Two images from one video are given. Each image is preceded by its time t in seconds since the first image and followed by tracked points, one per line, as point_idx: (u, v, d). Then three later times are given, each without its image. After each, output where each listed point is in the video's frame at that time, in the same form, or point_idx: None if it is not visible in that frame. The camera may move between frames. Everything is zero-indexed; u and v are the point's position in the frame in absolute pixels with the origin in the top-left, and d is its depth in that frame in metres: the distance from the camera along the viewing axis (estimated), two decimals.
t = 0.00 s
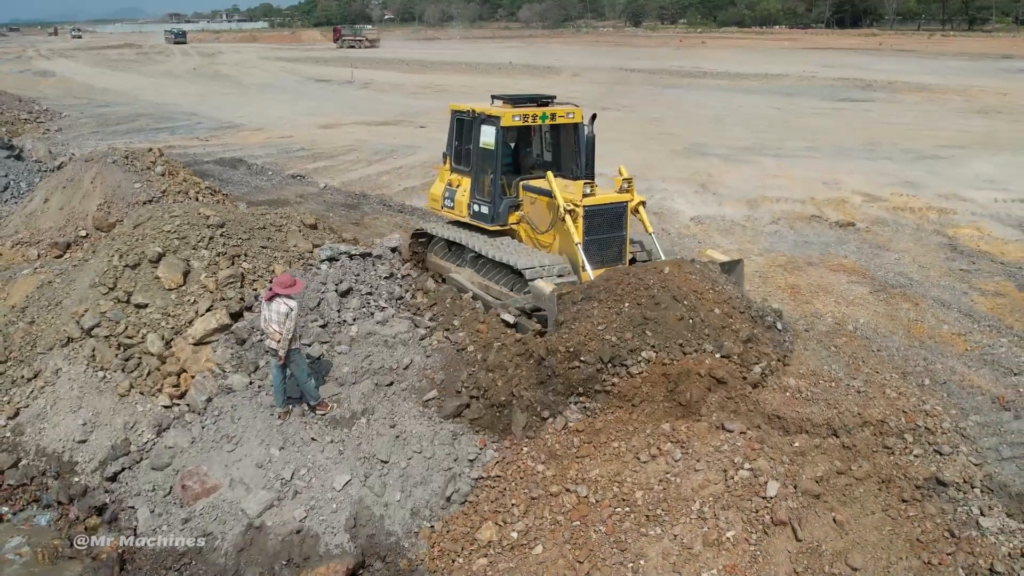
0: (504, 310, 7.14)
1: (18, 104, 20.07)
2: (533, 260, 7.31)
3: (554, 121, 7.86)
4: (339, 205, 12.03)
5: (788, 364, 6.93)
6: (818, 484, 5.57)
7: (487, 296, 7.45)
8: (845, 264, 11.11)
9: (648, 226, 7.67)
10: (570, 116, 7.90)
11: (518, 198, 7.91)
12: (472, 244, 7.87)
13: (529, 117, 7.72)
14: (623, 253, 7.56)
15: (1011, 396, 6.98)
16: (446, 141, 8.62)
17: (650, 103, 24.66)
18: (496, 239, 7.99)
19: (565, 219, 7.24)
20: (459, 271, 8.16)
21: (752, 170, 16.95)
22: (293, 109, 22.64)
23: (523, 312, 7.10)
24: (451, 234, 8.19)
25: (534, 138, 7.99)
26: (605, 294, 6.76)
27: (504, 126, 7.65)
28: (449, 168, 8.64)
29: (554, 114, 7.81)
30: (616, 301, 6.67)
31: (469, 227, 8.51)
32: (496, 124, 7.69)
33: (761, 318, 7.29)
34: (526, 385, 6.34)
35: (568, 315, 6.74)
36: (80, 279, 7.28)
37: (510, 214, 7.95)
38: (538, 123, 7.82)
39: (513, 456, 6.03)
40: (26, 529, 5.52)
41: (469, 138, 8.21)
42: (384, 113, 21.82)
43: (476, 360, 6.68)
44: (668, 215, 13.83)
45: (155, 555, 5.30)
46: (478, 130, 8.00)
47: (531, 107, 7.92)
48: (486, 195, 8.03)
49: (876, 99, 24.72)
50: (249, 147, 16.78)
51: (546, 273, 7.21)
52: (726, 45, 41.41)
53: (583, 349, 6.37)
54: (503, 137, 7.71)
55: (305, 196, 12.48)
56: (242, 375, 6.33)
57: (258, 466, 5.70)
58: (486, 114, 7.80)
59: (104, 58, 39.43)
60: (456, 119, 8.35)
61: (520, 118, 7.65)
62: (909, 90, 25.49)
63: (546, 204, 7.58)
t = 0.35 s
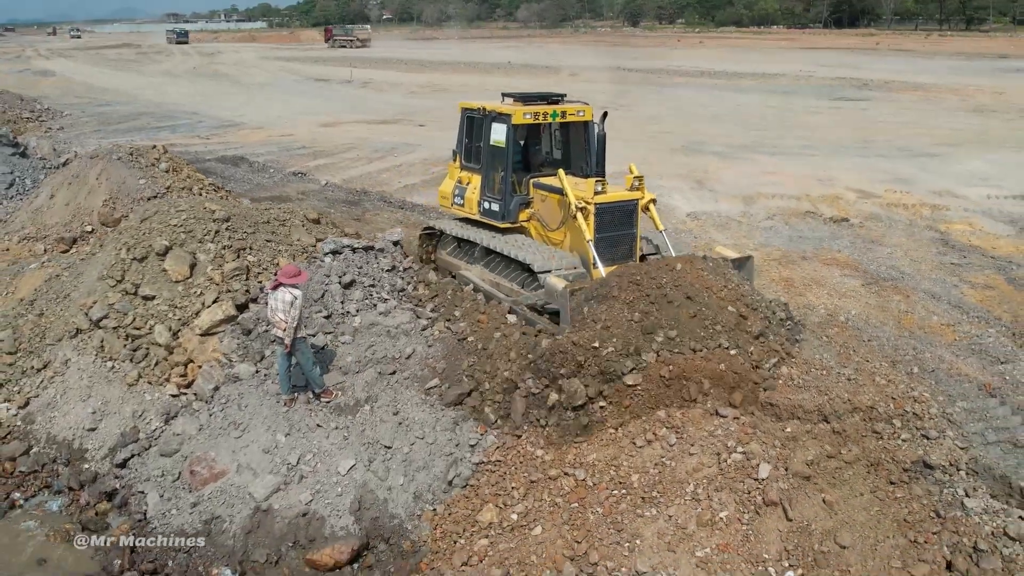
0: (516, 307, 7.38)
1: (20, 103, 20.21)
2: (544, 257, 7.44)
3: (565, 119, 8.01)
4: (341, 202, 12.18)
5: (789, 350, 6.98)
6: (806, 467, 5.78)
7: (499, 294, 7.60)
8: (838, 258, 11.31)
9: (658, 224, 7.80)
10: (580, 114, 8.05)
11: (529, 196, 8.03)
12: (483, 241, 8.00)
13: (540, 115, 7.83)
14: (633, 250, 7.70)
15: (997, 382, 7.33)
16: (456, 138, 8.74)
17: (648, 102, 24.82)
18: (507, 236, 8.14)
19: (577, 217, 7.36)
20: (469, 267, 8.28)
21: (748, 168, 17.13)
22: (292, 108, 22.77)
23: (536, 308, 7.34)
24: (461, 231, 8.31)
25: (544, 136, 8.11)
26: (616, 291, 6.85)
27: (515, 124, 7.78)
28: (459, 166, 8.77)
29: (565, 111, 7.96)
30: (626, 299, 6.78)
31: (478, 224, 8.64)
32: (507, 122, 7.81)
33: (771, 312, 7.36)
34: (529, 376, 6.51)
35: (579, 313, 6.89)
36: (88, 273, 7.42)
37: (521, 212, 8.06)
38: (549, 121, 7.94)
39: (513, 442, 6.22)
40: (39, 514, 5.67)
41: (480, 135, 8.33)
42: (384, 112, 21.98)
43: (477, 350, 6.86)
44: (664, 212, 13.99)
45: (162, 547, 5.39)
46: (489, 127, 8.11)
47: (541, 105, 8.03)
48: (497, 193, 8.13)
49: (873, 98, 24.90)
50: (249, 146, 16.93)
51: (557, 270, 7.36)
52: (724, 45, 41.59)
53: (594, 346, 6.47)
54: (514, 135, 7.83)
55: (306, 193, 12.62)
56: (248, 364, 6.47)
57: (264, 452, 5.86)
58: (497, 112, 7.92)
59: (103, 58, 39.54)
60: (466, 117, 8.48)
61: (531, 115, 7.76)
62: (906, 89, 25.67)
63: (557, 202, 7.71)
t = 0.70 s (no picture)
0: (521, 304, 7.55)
1: (13, 103, 20.26)
2: (548, 254, 7.61)
3: (569, 117, 8.21)
4: (336, 198, 12.34)
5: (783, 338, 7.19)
6: (787, 449, 6.07)
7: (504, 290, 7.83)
8: (822, 252, 11.66)
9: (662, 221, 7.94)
10: (584, 112, 8.26)
11: (532, 193, 8.23)
12: (488, 238, 8.21)
13: (544, 113, 8.03)
14: (637, 247, 7.84)
15: (974, 368, 7.89)
16: (460, 135, 8.94)
17: (639, 100, 25.05)
18: (511, 233, 8.32)
19: (581, 214, 7.52)
20: (475, 265, 8.55)
21: (737, 165, 17.39)
22: (286, 107, 22.90)
23: (542, 305, 7.48)
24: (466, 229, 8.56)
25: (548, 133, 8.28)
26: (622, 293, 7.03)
27: (519, 122, 7.95)
28: (464, 164, 8.97)
29: (569, 109, 8.17)
30: (627, 298, 6.98)
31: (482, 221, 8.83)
32: (511, 120, 7.98)
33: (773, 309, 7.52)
34: (525, 363, 6.69)
35: (585, 311, 7.10)
36: (89, 266, 7.57)
37: (525, 209, 8.25)
38: (552, 119, 8.14)
39: (508, 427, 6.43)
40: (44, 500, 5.81)
41: (484, 133, 8.52)
42: (376, 111, 22.13)
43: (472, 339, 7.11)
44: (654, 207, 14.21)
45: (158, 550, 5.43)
46: (494, 125, 8.30)
47: (545, 103, 8.23)
48: (501, 190, 8.31)
49: (861, 96, 25.22)
50: (244, 144, 17.06)
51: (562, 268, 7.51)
52: (715, 45, 41.88)
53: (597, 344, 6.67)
54: (519, 133, 7.98)
55: (302, 190, 12.78)
56: (248, 354, 6.64)
57: (265, 437, 6.02)
58: (501, 110, 8.10)
59: (94, 57, 39.53)
60: (471, 115, 8.68)
61: (535, 113, 7.95)
62: (894, 88, 26.01)
63: (561, 199, 7.86)
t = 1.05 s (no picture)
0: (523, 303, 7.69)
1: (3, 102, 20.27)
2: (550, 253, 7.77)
3: (570, 115, 8.40)
4: (328, 195, 12.51)
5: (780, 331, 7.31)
6: (766, 431, 6.39)
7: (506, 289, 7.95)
8: (805, 245, 12.02)
9: (664, 219, 8.07)
10: (585, 111, 8.44)
11: (534, 191, 8.37)
12: (490, 237, 8.32)
13: (545, 112, 8.21)
14: (639, 245, 7.99)
15: (948, 354, 8.51)
16: (462, 134, 9.14)
17: (627, 99, 25.32)
18: (511, 231, 8.50)
19: (584, 212, 7.65)
20: (476, 263, 8.66)
21: (723, 162, 17.68)
22: (275, 106, 23.01)
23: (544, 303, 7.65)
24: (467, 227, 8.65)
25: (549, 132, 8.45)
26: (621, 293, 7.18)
27: (521, 120, 8.12)
28: (465, 161, 9.16)
29: (570, 108, 8.37)
30: (626, 299, 7.11)
31: (484, 218, 9.03)
32: (513, 118, 8.15)
33: (773, 308, 7.62)
34: (515, 352, 7.00)
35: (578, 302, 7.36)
36: (88, 261, 7.72)
37: (527, 207, 8.40)
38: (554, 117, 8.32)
39: (500, 412, 6.68)
40: (48, 487, 5.96)
41: (486, 131, 8.71)
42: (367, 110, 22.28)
43: (464, 328, 7.39)
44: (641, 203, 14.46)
45: (160, 549, 5.48)
46: (496, 124, 8.49)
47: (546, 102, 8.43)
48: (503, 189, 8.51)
49: (846, 95, 25.59)
50: (235, 143, 17.18)
51: (563, 265, 7.74)
52: (703, 44, 42.23)
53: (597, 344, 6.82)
54: (520, 131, 8.15)
55: (294, 187, 12.94)
56: (246, 344, 6.83)
57: (264, 424, 6.23)
58: (503, 109, 8.27)
59: (82, 57, 39.45)
60: (472, 113, 8.85)
61: (537, 112, 8.14)
62: (879, 87, 26.39)
63: (563, 198, 7.99)
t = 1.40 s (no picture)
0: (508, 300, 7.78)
1: None
2: (536, 251, 7.90)
3: (553, 114, 8.51)
4: (303, 194, 12.63)
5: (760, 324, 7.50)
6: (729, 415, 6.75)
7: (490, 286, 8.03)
8: (769, 238, 12.41)
9: (647, 218, 8.24)
10: (568, 110, 8.56)
11: (519, 189, 8.51)
12: (474, 234, 8.45)
13: (529, 112, 8.35)
14: (622, 243, 8.14)
15: (904, 338, 8.90)
16: (447, 133, 9.26)
17: (598, 98, 25.67)
18: (496, 228, 8.63)
19: (569, 212, 7.80)
20: (460, 260, 8.72)
21: (691, 159, 18.07)
22: (247, 106, 23.03)
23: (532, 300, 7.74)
24: (451, 224, 8.71)
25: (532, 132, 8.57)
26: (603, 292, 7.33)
27: (505, 119, 8.26)
28: (449, 160, 9.28)
29: (554, 107, 8.47)
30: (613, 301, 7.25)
31: (468, 217, 9.15)
32: (497, 118, 8.29)
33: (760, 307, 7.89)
34: (490, 341, 7.21)
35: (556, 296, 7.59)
36: (67, 258, 7.83)
37: (511, 205, 8.55)
38: (538, 116, 8.45)
39: (475, 397, 6.90)
40: (33, 478, 6.14)
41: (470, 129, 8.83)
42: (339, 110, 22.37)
43: (439, 318, 7.60)
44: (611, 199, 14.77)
45: (162, 549, 5.59)
46: (480, 123, 8.61)
47: (531, 101, 8.54)
48: (487, 187, 8.65)
49: (812, 94, 26.17)
50: (208, 142, 17.21)
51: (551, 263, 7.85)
52: (673, 44, 42.78)
53: (579, 342, 7.06)
54: (504, 130, 8.29)
55: (269, 185, 13.04)
56: (226, 336, 6.98)
57: (245, 412, 6.44)
58: (488, 108, 8.40)
59: (48, 58, 38.99)
60: (456, 112, 8.97)
61: (521, 111, 8.26)
62: (844, 86, 27.01)
63: (547, 197, 8.14)
